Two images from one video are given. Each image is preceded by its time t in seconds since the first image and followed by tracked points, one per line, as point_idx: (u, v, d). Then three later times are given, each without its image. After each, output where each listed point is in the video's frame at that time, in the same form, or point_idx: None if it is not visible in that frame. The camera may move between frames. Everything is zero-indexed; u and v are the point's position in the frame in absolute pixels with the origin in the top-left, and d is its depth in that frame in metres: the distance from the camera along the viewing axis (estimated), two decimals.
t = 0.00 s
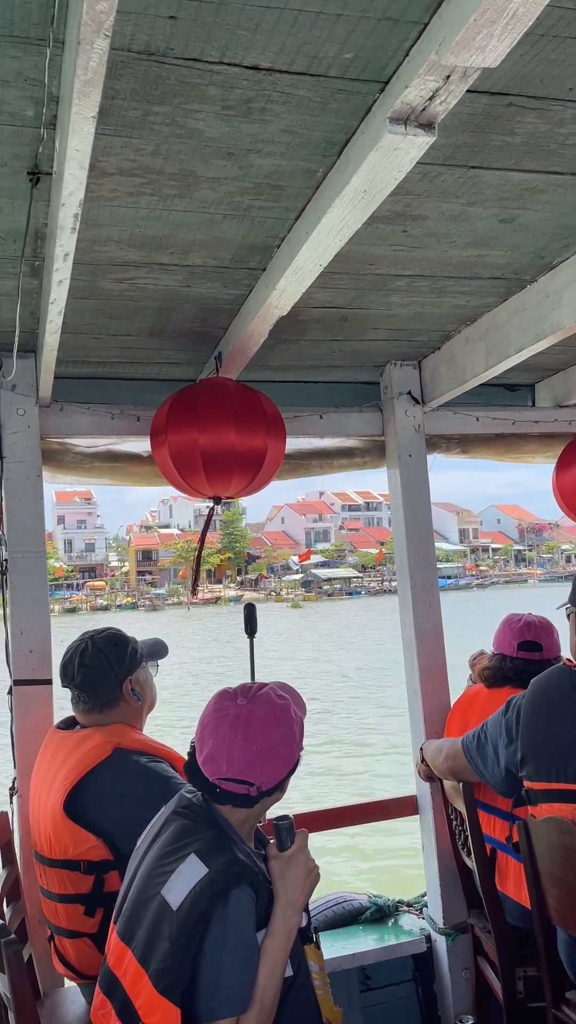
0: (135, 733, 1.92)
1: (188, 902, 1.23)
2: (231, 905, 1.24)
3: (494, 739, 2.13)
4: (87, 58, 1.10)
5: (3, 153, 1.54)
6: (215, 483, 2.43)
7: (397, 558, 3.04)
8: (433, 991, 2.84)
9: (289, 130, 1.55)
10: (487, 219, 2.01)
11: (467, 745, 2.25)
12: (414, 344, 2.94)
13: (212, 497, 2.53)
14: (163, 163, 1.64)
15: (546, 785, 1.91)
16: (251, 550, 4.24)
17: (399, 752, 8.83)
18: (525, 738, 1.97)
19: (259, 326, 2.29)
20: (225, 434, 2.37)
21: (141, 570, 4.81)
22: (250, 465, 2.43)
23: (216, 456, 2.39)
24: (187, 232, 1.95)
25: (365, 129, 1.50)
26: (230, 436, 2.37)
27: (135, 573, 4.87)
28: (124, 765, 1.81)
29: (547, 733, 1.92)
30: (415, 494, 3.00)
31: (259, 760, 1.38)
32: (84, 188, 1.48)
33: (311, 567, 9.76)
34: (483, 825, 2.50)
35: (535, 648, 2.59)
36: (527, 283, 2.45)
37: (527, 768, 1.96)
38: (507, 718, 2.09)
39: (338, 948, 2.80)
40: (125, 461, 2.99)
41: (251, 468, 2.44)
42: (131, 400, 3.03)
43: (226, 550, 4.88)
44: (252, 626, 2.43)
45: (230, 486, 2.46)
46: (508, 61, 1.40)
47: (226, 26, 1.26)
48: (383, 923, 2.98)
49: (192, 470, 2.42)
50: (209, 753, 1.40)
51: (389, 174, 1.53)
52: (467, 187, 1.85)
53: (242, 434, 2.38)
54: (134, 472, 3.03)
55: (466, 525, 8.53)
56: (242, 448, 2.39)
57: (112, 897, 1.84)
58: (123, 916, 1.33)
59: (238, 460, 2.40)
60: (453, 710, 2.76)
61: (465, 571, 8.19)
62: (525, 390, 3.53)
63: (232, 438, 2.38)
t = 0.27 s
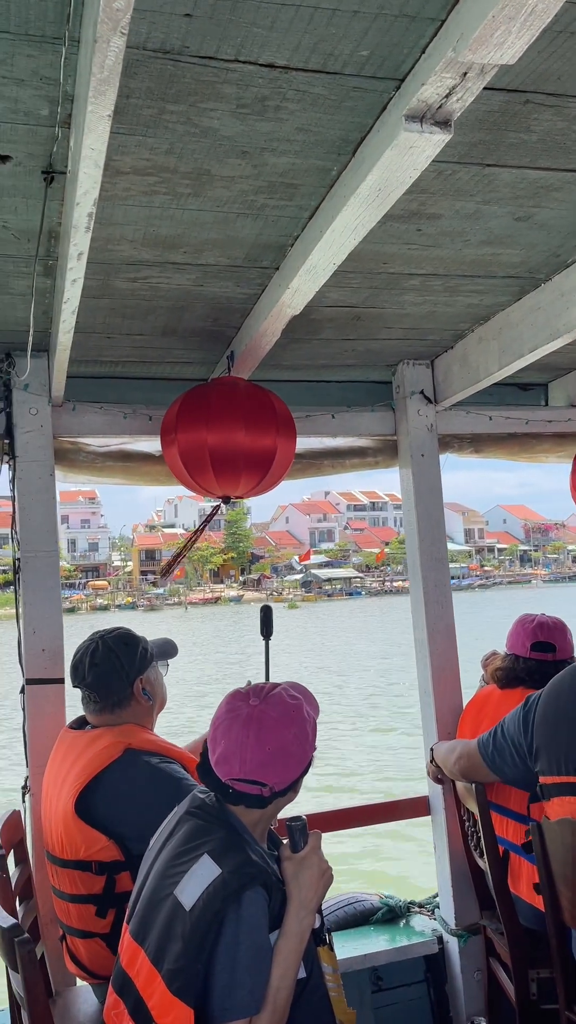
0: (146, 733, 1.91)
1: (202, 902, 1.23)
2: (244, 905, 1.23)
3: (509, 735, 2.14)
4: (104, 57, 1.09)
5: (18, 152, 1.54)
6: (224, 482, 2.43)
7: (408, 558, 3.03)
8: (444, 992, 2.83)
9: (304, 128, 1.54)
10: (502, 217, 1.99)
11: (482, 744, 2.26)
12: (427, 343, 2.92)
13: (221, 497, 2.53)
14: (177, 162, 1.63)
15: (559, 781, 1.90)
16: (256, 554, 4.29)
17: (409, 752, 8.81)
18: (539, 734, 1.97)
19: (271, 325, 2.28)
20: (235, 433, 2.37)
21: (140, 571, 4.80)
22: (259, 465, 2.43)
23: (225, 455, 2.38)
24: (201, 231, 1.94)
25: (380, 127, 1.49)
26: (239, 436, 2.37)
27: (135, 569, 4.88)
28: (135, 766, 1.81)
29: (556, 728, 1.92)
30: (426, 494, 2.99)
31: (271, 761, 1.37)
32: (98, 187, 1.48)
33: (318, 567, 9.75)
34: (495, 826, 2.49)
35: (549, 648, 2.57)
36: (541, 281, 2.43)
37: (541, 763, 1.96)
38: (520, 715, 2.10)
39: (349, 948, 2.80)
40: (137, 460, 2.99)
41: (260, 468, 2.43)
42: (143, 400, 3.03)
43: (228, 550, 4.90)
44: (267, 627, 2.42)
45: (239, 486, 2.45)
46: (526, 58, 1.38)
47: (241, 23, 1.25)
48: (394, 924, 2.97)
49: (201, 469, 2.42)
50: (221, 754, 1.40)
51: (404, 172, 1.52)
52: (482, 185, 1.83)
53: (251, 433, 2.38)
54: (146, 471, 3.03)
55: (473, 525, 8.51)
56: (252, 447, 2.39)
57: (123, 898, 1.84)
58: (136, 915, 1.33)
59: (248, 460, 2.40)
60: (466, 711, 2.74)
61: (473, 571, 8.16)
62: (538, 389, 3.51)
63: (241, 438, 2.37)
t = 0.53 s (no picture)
0: (152, 731, 1.92)
1: (207, 900, 1.23)
2: (249, 903, 1.23)
3: (521, 730, 2.18)
4: (111, 54, 1.09)
5: (25, 151, 1.54)
6: (231, 481, 2.43)
7: (415, 556, 3.02)
8: (450, 991, 2.83)
9: (311, 126, 1.54)
10: (510, 215, 1.99)
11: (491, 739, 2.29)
12: (434, 342, 2.92)
13: (227, 496, 2.53)
14: (184, 160, 1.63)
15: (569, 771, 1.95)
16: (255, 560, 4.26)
17: (415, 751, 8.80)
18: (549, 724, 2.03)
19: (278, 323, 2.28)
20: (242, 432, 2.37)
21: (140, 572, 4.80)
22: (266, 464, 2.42)
23: (232, 453, 2.38)
24: (208, 229, 1.94)
25: (387, 124, 1.49)
26: (246, 434, 2.37)
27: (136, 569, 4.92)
28: (141, 763, 1.82)
29: (570, 721, 1.97)
30: (433, 492, 2.98)
31: (270, 758, 1.37)
32: (105, 186, 1.48)
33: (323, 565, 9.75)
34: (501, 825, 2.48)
35: (556, 648, 2.55)
36: (549, 279, 2.42)
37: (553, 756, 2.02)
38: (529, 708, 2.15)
39: (355, 946, 2.80)
40: (144, 458, 2.99)
41: (267, 466, 2.43)
42: (150, 398, 3.03)
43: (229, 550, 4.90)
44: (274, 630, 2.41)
45: (246, 485, 2.45)
46: (533, 55, 1.38)
47: (248, 21, 1.25)
48: (400, 923, 2.97)
49: (208, 468, 2.41)
50: (220, 754, 1.40)
51: (411, 170, 1.52)
52: (489, 183, 1.83)
53: (259, 432, 2.38)
54: (153, 469, 3.04)
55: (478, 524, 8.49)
56: (260, 446, 2.39)
57: (129, 895, 1.84)
58: (141, 913, 1.33)
59: (255, 459, 2.40)
60: (471, 710, 2.74)
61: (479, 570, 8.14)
62: (546, 387, 3.50)
63: (249, 436, 2.37)
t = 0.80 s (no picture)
0: (154, 726, 1.92)
1: (206, 894, 1.22)
2: (248, 898, 1.23)
3: (529, 727, 2.17)
4: (110, 43, 1.09)
5: (26, 143, 1.54)
6: (233, 477, 2.42)
7: (417, 552, 3.02)
8: (452, 987, 2.83)
9: (313, 118, 1.53)
10: (514, 209, 1.98)
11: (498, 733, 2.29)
12: (438, 337, 2.91)
13: (229, 491, 2.52)
14: (186, 153, 1.63)
15: None
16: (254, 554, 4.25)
17: (418, 749, 8.79)
18: (558, 717, 2.07)
19: (280, 318, 2.27)
20: (244, 427, 2.36)
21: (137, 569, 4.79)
22: (268, 459, 2.42)
23: (234, 448, 2.38)
24: (210, 223, 1.94)
25: (389, 116, 1.48)
26: (248, 429, 2.36)
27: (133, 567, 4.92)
28: (143, 758, 1.82)
29: None
30: (436, 488, 2.98)
31: (272, 750, 1.37)
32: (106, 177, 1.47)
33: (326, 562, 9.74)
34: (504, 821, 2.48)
35: (560, 644, 2.55)
36: (553, 275, 2.41)
37: (563, 751, 2.06)
38: (540, 701, 2.17)
39: (357, 942, 2.80)
40: (146, 454, 2.99)
41: (269, 461, 2.42)
42: (152, 393, 3.03)
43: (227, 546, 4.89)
44: (273, 631, 2.42)
45: (248, 480, 2.45)
46: (537, 46, 1.37)
47: (249, 11, 1.24)
48: (402, 919, 2.97)
49: (209, 463, 2.41)
50: (223, 743, 1.40)
51: (414, 163, 1.51)
52: (492, 176, 1.82)
53: (261, 426, 2.37)
54: (156, 465, 3.03)
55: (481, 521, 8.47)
56: (262, 442, 2.38)
57: (130, 890, 1.84)
58: (140, 907, 1.33)
59: (257, 453, 2.39)
60: (475, 706, 2.73)
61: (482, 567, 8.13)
62: (550, 383, 3.49)
63: (251, 431, 2.37)
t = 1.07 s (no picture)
0: (153, 722, 1.92)
1: (206, 890, 1.23)
2: (248, 894, 1.24)
3: (531, 723, 2.18)
4: (110, 39, 1.09)
5: (27, 139, 1.54)
6: (232, 473, 2.43)
7: (418, 549, 3.02)
8: (452, 983, 2.83)
9: (313, 114, 1.53)
10: (515, 205, 1.97)
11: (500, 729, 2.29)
12: (439, 334, 2.91)
13: (229, 487, 2.52)
14: (187, 149, 1.63)
15: None
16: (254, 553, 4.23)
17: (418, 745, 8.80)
18: (560, 712, 2.07)
19: (281, 314, 2.27)
20: (243, 423, 2.36)
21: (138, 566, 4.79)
22: (267, 455, 2.42)
23: (233, 445, 2.38)
24: (210, 219, 1.94)
25: (390, 112, 1.48)
26: (247, 425, 2.36)
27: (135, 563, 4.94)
28: (142, 755, 1.82)
29: None
30: (436, 485, 2.98)
31: (271, 747, 1.37)
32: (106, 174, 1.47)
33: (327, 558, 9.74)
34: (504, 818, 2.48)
35: (558, 641, 2.54)
36: (554, 271, 2.41)
37: (565, 747, 2.06)
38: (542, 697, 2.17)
39: (357, 938, 2.81)
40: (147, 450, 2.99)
41: (269, 458, 2.42)
42: (153, 390, 3.03)
43: (222, 542, 4.91)
44: (270, 628, 2.43)
45: (247, 477, 2.45)
46: (538, 42, 1.37)
47: (249, 7, 1.24)
48: (402, 915, 2.97)
49: (208, 459, 2.41)
50: (222, 740, 1.40)
51: (414, 159, 1.51)
52: (493, 172, 1.81)
53: (260, 423, 2.37)
54: (156, 461, 3.04)
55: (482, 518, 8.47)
56: (261, 438, 2.39)
57: (130, 886, 1.85)
58: (141, 902, 1.33)
59: (256, 450, 2.39)
60: (475, 703, 2.73)
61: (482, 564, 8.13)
62: (551, 380, 3.49)
63: (249, 428, 2.37)
